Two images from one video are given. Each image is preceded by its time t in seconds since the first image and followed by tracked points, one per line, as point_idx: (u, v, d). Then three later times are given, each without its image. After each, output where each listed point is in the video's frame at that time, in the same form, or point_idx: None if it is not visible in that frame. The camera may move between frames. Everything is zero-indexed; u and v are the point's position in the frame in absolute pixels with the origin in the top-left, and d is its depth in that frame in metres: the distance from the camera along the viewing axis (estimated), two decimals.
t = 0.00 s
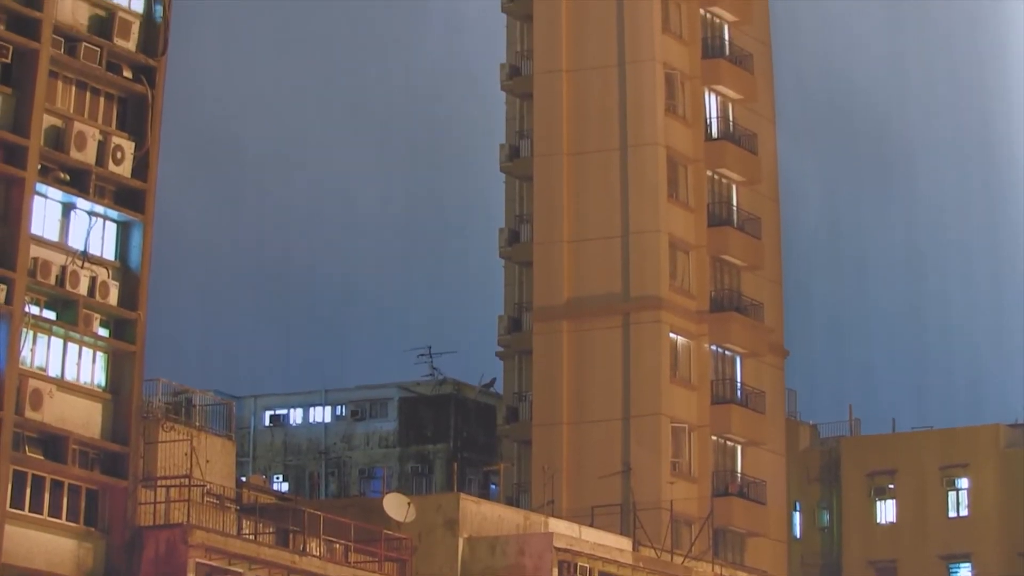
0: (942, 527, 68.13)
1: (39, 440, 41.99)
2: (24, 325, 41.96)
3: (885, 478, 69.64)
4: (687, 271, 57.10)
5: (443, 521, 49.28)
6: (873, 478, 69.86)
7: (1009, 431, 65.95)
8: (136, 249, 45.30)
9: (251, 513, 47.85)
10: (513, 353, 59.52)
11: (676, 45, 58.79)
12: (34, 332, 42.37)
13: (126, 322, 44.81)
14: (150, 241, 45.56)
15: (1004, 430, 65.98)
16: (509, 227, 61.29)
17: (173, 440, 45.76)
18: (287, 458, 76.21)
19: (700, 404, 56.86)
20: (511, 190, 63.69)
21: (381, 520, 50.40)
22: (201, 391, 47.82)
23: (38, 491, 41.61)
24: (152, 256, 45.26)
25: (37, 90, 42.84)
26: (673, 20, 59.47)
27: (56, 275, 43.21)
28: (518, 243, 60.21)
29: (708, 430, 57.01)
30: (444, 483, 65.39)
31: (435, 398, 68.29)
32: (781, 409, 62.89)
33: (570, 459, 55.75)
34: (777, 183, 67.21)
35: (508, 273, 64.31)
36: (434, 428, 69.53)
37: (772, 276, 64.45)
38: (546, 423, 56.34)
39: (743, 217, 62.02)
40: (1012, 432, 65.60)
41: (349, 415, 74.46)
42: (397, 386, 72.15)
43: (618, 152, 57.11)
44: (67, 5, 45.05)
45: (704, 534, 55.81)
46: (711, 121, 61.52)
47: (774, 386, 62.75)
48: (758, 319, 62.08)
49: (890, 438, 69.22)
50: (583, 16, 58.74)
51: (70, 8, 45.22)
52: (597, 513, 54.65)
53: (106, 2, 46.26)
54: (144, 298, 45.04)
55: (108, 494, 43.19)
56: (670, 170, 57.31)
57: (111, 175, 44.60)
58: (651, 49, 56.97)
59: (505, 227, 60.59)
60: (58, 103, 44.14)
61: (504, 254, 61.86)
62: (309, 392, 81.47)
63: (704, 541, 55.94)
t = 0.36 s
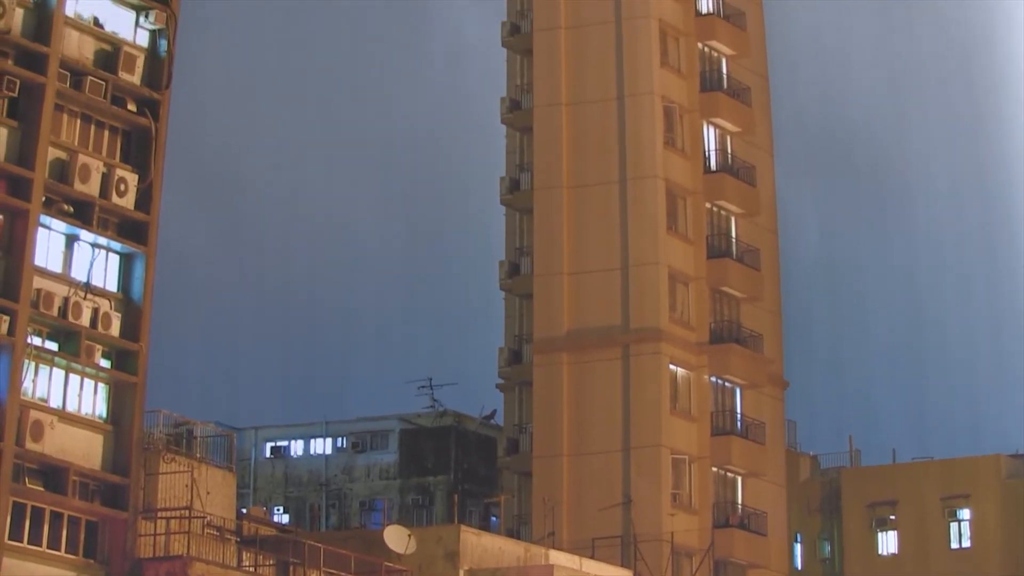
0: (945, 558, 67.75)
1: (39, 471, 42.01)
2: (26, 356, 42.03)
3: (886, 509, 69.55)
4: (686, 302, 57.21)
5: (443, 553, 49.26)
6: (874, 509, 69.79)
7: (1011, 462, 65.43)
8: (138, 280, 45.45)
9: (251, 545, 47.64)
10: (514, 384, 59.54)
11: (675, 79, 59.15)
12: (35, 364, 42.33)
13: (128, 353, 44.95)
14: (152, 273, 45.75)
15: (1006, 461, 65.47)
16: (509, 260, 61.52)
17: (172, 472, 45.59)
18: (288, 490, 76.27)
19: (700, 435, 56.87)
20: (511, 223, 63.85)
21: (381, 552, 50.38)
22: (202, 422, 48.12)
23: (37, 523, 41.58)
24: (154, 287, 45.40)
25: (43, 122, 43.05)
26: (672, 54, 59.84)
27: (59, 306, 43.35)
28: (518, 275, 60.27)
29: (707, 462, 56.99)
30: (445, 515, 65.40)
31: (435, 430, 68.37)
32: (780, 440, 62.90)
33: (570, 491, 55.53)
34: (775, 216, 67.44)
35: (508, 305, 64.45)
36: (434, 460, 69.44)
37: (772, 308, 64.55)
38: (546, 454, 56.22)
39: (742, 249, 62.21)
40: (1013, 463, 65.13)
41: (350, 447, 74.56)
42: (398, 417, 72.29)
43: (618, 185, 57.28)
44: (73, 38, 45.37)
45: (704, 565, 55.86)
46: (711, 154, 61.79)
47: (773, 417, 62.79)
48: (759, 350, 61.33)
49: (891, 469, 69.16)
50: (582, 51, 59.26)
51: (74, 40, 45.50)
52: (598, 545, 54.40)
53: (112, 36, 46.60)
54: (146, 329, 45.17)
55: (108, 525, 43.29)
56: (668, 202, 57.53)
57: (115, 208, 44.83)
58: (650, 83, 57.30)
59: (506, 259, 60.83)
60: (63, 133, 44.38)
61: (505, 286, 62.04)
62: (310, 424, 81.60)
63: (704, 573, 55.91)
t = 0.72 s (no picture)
0: None
1: (38, 506, 42.01)
2: (28, 390, 42.05)
3: (888, 543, 69.33)
4: (686, 337, 57.34)
5: None
6: (876, 543, 69.56)
7: (1013, 494, 64.83)
8: (141, 314, 45.74)
9: None
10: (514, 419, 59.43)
11: (673, 114, 59.61)
12: (36, 399, 42.33)
13: (130, 387, 45.17)
14: (155, 307, 46.05)
15: (1008, 494, 64.89)
16: (509, 294, 60.86)
17: (173, 507, 45.43)
18: (289, 524, 76.14)
19: (700, 469, 56.69)
20: (511, 258, 63.94)
21: None
22: (202, 456, 48.20)
23: (37, 556, 41.57)
24: (157, 321, 45.69)
25: (49, 158, 43.29)
26: (670, 90, 60.27)
27: (61, 340, 43.40)
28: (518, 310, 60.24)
29: (708, 496, 56.62)
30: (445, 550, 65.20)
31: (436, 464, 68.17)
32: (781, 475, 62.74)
33: (571, 526, 55.15)
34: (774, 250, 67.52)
35: (508, 340, 64.38)
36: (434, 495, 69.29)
37: (771, 342, 64.62)
38: (546, 489, 55.82)
39: (742, 283, 62.25)
40: (1015, 496, 64.56)
41: (351, 481, 74.41)
42: (399, 452, 72.16)
43: (617, 222, 57.42)
44: (80, 74, 45.51)
45: None
46: (709, 189, 62.16)
47: (773, 451, 62.70)
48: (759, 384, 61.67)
49: (892, 504, 68.93)
50: (582, 88, 59.58)
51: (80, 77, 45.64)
52: None
53: (117, 73, 46.77)
54: (148, 364, 45.29)
55: (107, 559, 43.26)
56: (668, 238, 57.61)
57: (118, 243, 45.11)
58: (648, 120, 57.52)
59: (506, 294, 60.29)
60: (68, 169, 44.57)
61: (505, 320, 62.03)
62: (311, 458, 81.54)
63: None
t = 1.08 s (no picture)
0: None
1: (38, 539, 41.82)
2: (30, 422, 41.85)
3: None
4: (686, 369, 56.82)
5: None
6: None
7: (1015, 526, 64.70)
8: (143, 346, 45.88)
9: None
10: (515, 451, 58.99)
11: (672, 150, 59.65)
12: (38, 430, 42.16)
13: (131, 419, 45.22)
14: (156, 340, 46.19)
15: (1010, 526, 64.74)
16: (509, 327, 60.95)
17: (173, 539, 45.33)
18: (289, 556, 76.13)
19: (701, 501, 56.14)
20: (512, 290, 64.04)
21: None
22: (203, 488, 48.00)
23: None
24: (158, 353, 45.85)
25: (54, 191, 43.57)
26: (670, 125, 60.54)
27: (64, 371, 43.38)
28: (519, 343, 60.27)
29: (709, 528, 56.28)
30: None
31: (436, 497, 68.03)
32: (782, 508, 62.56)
33: (571, 559, 54.54)
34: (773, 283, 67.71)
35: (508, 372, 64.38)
36: (435, 527, 69.15)
37: (771, 375, 64.69)
38: (546, 522, 55.31)
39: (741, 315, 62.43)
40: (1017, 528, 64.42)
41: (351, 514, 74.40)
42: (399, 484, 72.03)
43: (617, 254, 57.38)
44: (85, 107, 46.00)
45: None
46: (712, 225, 62.10)
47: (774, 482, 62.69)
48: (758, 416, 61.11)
49: (895, 537, 68.76)
50: (583, 122, 59.89)
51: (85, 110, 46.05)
52: None
53: (122, 106, 47.24)
54: (149, 395, 45.38)
55: None
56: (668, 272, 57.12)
57: (120, 275, 45.24)
58: (647, 152, 57.59)
59: (506, 327, 60.15)
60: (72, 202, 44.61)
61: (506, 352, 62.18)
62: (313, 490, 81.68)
63: None
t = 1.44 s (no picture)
0: None
1: (37, 567, 41.56)
2: (31, 449, 41.82)
3: None
4: (684, 397, 56.69)
5: None
6: None
7: (1018, 556, 64.42)
8: (144, 374, 45.91)
9: None
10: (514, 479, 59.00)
11: (668, 185, 59.86)
12: (38, 458, 42.09)
13: (132, 446, 45.23)
14: (157, 368, 46.23)
15: (1013, 556, 64.45)
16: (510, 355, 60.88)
17: (174, 567, 45.47)
18: None
19: (701, 530, 55.64)
20: (512, 319, 64.03)
21: None
22: (203, 516, 48.23)
23: None
24: (159, 381, 45.85)
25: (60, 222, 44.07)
26: (669, 153, 61.00)
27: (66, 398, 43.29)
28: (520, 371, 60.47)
29: (709, 556, 55.43)
30: None
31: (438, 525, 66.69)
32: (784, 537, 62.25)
33: None
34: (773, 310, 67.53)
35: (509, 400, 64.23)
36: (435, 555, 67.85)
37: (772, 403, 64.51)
38: (547, 551, 54.47)
39: (742, 343, 62.47)
40: (1020, 557, 64.14)
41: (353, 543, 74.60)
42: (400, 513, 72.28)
43: (617, 282, 57.44)
44: (92, 136, 46.24)
45: None
46: (705, 259, 62.38)
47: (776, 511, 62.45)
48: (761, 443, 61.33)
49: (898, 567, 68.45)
50: (580, 146, 60.12)
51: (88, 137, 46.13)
52: None
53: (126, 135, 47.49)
54: (151, 423, 45.38)
55: None
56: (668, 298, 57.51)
57: (123, 302, 45.29)
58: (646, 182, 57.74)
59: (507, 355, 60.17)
60: (75, 230, 44.86)
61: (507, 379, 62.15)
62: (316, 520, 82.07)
63: None
